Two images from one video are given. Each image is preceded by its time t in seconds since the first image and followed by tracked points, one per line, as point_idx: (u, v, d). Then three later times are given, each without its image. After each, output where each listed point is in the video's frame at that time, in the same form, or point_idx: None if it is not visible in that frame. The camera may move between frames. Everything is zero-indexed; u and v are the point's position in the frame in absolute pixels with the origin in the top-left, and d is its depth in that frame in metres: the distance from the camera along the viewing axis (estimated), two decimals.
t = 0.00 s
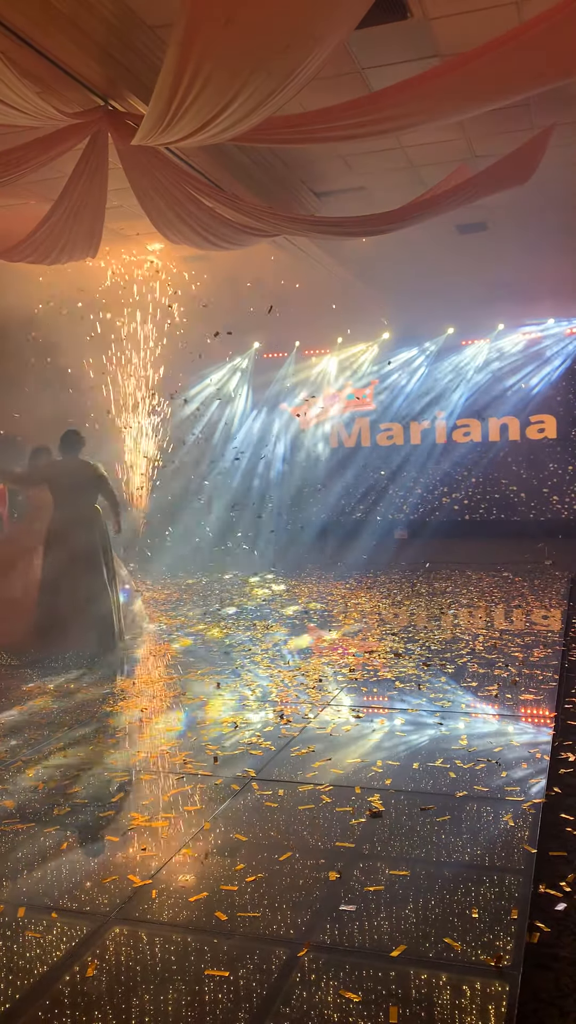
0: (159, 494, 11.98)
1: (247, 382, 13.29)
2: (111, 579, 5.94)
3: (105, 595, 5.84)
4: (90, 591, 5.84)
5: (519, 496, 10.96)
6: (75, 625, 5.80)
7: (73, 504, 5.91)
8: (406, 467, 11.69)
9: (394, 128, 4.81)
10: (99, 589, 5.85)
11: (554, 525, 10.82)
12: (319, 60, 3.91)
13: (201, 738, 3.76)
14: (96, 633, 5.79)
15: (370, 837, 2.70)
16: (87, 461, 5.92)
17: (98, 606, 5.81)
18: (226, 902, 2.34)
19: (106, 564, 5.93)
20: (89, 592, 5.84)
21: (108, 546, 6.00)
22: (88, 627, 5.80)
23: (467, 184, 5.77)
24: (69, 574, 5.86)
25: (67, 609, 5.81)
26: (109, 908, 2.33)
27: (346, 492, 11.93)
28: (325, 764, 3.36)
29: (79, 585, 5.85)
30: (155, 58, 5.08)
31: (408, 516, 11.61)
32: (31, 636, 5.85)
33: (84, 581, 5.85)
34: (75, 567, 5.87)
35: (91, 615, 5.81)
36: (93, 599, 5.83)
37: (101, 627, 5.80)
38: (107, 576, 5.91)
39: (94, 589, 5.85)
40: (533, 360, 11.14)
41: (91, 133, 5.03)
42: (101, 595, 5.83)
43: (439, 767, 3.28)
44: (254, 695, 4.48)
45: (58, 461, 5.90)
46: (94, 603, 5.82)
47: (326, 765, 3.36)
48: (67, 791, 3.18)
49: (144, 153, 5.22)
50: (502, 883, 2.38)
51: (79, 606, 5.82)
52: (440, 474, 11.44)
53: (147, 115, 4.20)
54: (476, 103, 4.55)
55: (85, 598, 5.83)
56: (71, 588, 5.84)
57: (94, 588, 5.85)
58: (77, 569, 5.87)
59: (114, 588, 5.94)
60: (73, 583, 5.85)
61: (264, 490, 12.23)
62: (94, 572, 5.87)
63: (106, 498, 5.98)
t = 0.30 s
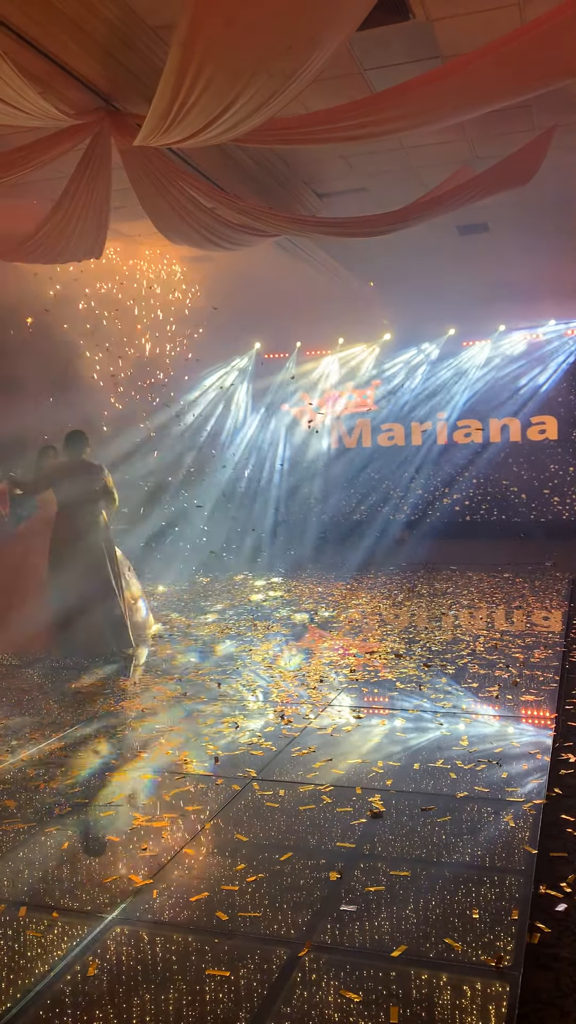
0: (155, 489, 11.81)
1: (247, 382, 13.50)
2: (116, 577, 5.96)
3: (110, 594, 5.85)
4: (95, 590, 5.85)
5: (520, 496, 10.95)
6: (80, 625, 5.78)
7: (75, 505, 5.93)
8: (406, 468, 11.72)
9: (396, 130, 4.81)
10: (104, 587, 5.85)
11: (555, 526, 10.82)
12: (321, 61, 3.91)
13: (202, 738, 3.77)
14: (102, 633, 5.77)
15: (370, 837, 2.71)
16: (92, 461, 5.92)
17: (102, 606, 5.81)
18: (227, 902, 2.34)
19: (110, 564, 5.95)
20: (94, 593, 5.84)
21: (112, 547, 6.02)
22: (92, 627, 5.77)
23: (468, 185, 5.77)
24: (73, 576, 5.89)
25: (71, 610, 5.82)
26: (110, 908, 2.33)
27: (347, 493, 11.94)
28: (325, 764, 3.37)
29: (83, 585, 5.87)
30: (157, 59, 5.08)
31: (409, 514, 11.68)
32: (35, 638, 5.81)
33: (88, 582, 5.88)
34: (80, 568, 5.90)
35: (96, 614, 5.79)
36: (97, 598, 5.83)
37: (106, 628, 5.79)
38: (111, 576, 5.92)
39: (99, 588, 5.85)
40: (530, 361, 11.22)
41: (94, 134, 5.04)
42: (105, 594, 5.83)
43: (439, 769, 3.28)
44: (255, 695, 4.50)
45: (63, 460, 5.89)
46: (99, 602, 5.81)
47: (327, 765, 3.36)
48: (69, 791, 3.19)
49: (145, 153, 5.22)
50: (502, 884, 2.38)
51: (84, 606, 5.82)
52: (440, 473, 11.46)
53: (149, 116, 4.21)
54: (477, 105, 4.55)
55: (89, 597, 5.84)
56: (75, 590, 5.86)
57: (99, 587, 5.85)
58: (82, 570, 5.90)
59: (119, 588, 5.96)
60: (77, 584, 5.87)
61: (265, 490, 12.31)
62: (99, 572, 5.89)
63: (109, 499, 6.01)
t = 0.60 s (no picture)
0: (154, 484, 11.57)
1: (248, 382, 13.72)
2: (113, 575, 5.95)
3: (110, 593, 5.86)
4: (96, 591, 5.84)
5: (522, 498, 10.96)
6: (83, 626, 5.79)
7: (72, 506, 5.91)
8: (408, 470, 11.72)
9: (399, 132, 4.82)
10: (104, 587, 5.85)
11: (558, 529, 10.80)
12: (325, 63, 3.92)
13: (204, 738, 3.79)
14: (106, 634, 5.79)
15: (372, 839, 2.71)
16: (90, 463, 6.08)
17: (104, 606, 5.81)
18: (229, 903, 2.35)
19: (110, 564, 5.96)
20: (94, 593, 5.83)
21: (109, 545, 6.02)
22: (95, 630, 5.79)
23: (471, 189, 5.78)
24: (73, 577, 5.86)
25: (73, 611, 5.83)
26: (112, 910, 2.33)
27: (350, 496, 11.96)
28: (325, 768, 3.35)
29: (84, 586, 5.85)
30: (160, 61, 5.09)
31: (412, 518, 11.63)
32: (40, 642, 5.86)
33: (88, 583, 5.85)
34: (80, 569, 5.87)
35: (98, 615, 5.80)
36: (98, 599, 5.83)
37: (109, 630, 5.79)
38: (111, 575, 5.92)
39: (100, 588, 5.84)
40: (534, 363, 11.16)
41: (98, 137, 5.05)
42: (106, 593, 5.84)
43: (440, 771, 3.28)
44: (258, 695, 4.53)
45: (66, 463, 6.01)
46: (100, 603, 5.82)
47: (326, 769, 3.35)
48: (72, 791, 3.20)
49: (148, 156, 5.23)
50: (504, 886, 2.38)
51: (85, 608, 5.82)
52: (442, 482, 11.47)
53: (152, 118, 4.21)
54: (480, 108, 4.56)
55: (90, 599, 5.83)
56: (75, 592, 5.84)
57: (99, 588, 5.84)
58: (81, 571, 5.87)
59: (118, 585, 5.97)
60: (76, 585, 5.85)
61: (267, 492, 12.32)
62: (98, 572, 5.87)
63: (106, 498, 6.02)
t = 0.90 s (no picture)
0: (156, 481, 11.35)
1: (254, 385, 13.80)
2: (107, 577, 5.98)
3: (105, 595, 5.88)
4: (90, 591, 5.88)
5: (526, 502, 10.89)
6: (80, 624, 5.81)
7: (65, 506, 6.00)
8: (412, 474, 11.64)
9: (405, 136, 4.82)
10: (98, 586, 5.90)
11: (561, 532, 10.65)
12: (331, 67, 3.92)
13: (208, 738, 3.83)
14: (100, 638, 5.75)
15: (377, 842, 2.71)
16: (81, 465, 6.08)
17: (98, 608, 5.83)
18: (233, 906, 2.35)
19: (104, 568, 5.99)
20: (87, 595, 5.87)
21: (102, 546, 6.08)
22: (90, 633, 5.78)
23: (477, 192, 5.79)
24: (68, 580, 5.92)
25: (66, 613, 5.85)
26: (117, 911, 2.34)
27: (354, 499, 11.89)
28: (330, 771, 3.35)
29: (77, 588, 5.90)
30: (167, 66, 5.11)
31: (415, 519, 11.53)
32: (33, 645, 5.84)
33: (83, 585, 5.90)
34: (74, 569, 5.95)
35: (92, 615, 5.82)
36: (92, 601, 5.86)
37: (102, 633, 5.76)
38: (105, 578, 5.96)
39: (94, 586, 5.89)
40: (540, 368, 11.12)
41: (103, 140, 5.07)
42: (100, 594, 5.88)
43: (444, 773, 3.29)
44: (261, 699, 4.52)
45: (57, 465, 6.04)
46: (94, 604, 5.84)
47: (332, 773, 3.34)
48: (77, 792, 3.22)
49: (154, 159, 5.24)
50: (508, 890, 2.38)
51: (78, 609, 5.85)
52: (446, 481, 11.40)
53: (158, 121, 4.22)
54: (486, 111, 4.56)
55: (85, 600, 5.87)
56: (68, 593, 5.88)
57: (94, 589, 5.88)
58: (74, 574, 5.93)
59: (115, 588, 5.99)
60: (69, 587, 5.90)
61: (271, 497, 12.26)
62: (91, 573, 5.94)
63: (97, 497, 6.09)
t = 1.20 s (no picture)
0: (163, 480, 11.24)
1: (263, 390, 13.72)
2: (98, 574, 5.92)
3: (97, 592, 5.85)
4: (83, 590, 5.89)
5: (536, 504, 10.61)
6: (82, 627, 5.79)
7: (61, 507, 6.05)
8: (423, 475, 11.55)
9: (415, 138, 4.83)
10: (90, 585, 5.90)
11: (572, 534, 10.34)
12: (342, 69, 3.93)
13: (218, 739, 3.85)
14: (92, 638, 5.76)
15: (387, 845, 2.70)
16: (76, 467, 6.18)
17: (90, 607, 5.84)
18: (242, 907, 2.35)
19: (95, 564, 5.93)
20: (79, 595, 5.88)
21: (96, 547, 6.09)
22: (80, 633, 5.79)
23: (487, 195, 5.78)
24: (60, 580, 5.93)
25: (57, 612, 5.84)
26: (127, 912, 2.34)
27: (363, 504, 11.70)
28: (340, 772, 3.37)
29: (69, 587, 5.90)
30: (178, 69, 5.13)
31: (425, 517, 11.23)
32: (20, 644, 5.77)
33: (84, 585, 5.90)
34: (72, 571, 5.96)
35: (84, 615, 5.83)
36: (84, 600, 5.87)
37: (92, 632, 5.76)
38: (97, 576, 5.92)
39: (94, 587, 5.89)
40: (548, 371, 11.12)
41: (114, 143, 5.09)
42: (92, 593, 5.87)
43: (455, 778, 3.27)
44: (270, 701, 4.52)
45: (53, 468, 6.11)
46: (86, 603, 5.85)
47: (341, 773, 3.36)
48: (89, 792, 3.24)
49: (165, 163, 5.26)
50: (517, 895, 2.36)
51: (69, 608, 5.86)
52: (455, 482, 11.23)
53: (170, 125, 4.24)
54: (497, 114, 4.56)
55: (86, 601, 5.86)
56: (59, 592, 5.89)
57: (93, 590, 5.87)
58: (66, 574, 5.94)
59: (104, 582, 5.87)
60: (61, 586, 5.91)
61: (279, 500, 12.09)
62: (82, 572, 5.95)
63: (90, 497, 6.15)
